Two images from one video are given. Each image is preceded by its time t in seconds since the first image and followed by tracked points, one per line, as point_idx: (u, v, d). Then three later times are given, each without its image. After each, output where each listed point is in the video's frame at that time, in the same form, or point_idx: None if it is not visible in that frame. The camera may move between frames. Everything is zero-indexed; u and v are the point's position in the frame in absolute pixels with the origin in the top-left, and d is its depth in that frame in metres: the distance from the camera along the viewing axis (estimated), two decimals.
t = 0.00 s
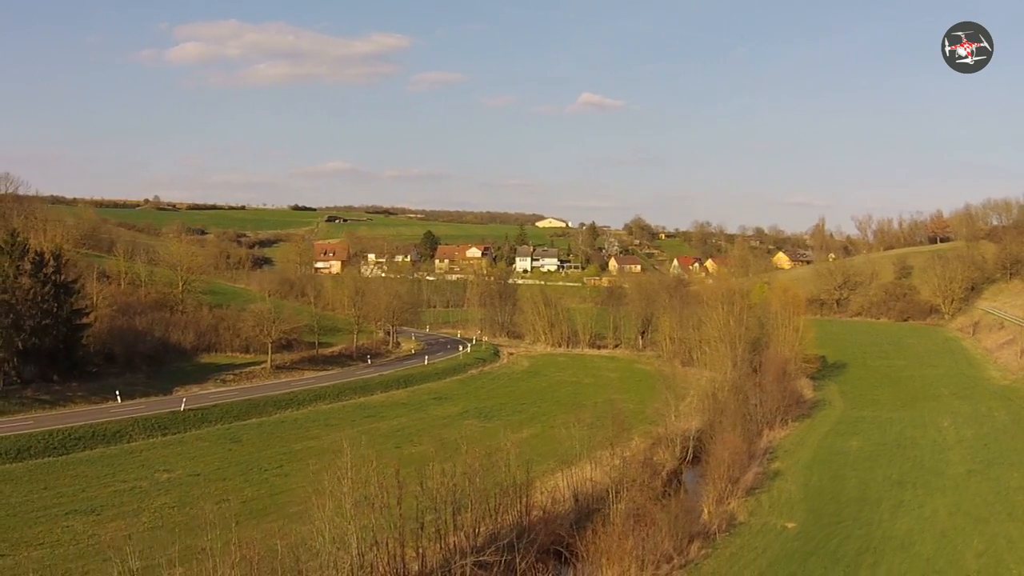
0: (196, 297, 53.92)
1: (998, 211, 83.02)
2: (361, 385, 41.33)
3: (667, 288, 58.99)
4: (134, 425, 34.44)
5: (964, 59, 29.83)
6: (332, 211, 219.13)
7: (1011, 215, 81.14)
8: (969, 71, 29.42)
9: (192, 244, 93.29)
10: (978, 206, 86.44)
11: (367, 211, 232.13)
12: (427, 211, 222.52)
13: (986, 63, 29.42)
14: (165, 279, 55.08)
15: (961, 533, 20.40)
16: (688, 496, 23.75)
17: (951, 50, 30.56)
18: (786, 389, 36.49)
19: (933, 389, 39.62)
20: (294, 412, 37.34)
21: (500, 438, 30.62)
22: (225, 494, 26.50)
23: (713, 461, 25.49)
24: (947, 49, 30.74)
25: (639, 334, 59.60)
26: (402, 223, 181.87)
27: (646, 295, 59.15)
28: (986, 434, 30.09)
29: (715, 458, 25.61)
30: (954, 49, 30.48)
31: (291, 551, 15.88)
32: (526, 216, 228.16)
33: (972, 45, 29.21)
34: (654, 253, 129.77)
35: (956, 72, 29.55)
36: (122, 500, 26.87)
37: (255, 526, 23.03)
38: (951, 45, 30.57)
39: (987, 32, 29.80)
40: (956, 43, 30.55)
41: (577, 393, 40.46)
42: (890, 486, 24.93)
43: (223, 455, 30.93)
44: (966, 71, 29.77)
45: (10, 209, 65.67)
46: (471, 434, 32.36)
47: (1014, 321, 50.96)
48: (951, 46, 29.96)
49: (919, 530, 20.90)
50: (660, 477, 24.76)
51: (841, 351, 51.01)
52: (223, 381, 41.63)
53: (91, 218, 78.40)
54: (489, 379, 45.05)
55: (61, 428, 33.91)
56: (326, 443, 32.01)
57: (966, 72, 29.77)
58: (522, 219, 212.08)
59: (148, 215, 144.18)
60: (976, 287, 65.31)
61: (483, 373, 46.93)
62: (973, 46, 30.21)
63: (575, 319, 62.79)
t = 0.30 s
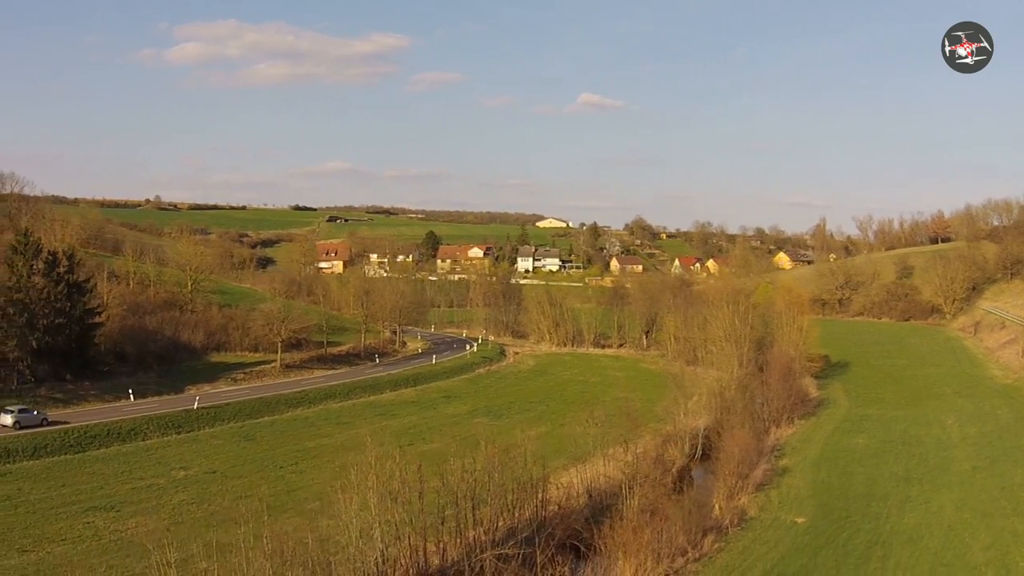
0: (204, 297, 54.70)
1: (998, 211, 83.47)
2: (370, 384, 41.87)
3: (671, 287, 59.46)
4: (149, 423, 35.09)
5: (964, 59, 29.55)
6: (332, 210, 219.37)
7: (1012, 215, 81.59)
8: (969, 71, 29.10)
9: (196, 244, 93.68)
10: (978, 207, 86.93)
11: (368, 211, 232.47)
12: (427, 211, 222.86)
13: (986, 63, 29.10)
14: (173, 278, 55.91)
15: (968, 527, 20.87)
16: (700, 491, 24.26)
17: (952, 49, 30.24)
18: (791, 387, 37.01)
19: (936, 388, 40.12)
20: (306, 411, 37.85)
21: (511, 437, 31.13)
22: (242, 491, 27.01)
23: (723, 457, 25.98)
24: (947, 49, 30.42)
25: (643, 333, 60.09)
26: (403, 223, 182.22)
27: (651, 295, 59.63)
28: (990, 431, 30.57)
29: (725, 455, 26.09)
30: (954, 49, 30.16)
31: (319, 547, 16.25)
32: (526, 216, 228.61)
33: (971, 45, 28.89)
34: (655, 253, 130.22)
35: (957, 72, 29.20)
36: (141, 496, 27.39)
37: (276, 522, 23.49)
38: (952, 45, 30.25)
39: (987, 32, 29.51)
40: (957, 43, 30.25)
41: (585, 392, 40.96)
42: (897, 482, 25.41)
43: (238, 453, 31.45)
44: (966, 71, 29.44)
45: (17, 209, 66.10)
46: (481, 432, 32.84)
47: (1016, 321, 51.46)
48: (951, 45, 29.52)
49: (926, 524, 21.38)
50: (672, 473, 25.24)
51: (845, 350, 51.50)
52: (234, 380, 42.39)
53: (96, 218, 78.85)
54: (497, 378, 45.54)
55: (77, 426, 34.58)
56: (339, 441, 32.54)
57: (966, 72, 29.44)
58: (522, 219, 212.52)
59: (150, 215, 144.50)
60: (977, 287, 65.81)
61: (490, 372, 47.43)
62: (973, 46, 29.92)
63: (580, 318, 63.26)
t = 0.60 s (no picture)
0: (213, 297, 55.38)
1: (999, 211, 84.06)
2: (380, 383, 42.42)
3: (675, 287, 59.99)
4: (163, 422, 35.52)
5: (964, 59, 30.15)
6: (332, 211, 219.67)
7: (1013, 215, 82.21)
8: (969, 71, 29.71)
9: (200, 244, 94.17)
10: (979, 207, 87.59)
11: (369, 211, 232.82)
12: (428, 212, 223.29)
13: (985, 63, 29.67)
14: (183, 279, 56.68)
15: (976, 521, 21.36)
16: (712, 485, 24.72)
17: (952, 50, 30.84)
18: (797, 386, 37.55)
19: (940, 387, 40.65)
20: (317, 409, 38.40)
21: (524, 433, 31.57)
22: (261, 487, 27.46)
23: (734, 453, 26.47)
24: (947, 49, 31.02)
25: (647, 333, 60.62)
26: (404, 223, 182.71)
27: (656, 295, 60.15)
28: (995, 429, 31.10)
29: (735, 451, 26.59)
30: (954, 49, 30.78)
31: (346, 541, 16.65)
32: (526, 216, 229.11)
33: (971, 45, 29.50)
34: (656, 254, 130.75)
35: (957, 72, 29.84)
36: (161, 494, 27.84)
37: (297, 518, 23.96)
38: (952, 46, 30.84)
39: (986, 33, 30.11)
40: (957, 43, 30.84)
41: (593, 390, 41.46)
42: (906, 478, 25.89)
43: (253, 451, 31.90)
44: (966, 71, 30.06)
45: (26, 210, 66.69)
46: (493, 430, 33.31)
47: (1017, 321, 52.06)
48: (951, 46, 30.14)
49: (935, 519, 21.86)
50: (684, 469, 25.71)
51: (849, 350, 52.04)
52: (245, 379, 43.00)
53: (102, 218, 79.29)
54: (505, 377, 46.02)
55: (92, 424, 35.07)
56: (353, 438, 32.99)
57: (966, 72, 30.06)
58: (523, 219, 212.92)
59: (152, 215, 144.99)
60: (979, 287, 66.40)
61: (498, 371, 47.90)
62: (973, 46, 30.51)
63: (585, 318, 63.77)
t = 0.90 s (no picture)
0: (222, 296, 56.00)
1: (1000, 212, 84.58)
2: (390, 382, 42.87)
3: (680, 287, 60.48)
4: (179, 420, 36.04)
5: (964, 59, 29.34)
6: (333, 211, 219.93)
7: (1014, 215, 82.76)
8: (969, 71, 28.85)
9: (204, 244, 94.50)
10: (980, 208, 88.03)
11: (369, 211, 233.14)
12: (428, 212, 223.84)
13: (986, 63, 28.91)
14: (192, 279, 57.35)
15: (984, 516, 21.87)
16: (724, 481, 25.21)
17: (952, 50, 30.01)
18: (803, 385, 38.10)
19: (944, 385, 41.18)
20: (329, 408, 38.94)
21: (536, 431, 32.04)
22: (280, 485, 27.89)
23: (745, 450, 26.96)
24: (947, 49, 30.17)
25: (652, 333, 61.05)
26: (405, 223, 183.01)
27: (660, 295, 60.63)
28: (999, 426, 31.63)
29: (746, 448, 27.07)
30: (954, 49, 29.96)
31: (374, 534, 17.01)
32: (526, 216, 229.53)
33: (971, 45, 28.73)
34: (658, 253, 131.21)
35: (957, 72, 28.96)
36: (181, 491, 28.29)
37: (317, 514, 24.35)
38: (952, 45, 30.01)
39: (987, 32, 29.29)
40: (957, 43, 30.02)
41: (601, 389, 41.96)
42: (913, 474, 26.40)
43: (269, 449, 32.35)
44: (966, 72, 29.19)
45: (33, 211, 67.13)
46: (504, 428, 33.78)
47: (1019, 321, 52.62)
48: (951, 45, 29.33)
49: (944, 513, 22.37)
50: (697, 466, 26.17)
51: (852, 349, 52.59)
52: (257, 378, 43.56)
53: (106, 218, 79.59)
54: (513, 375, 46.51)
55: (108, 423, 35.58)
56: (367, 437, 33.49)
57: (966, 72, 29.18)
58: (523, 219, 213.27)
59: (153, 215, 145.18)
60: (980, 287, 66.97)
61: (506, 370, 48.39)
62: (973, 46, 29.70)
63: (589, 317, 64.26)
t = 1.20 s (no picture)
0: (232, 297, 56.59)
1: (1001, 213, 85.01)
2: (401, 382, 43.44)
3: (684, 288, 60.98)
4: (195, 420, 36.56)
5: (964, 59, 28.30)
6: (333, 211, 220.43)
7: (1015, 217, 83.26)
8: (969, 72, 27.81)
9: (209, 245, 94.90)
10: (981, 209, 88.64)
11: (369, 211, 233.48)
12: (428, 212, 224.32)
13: (986, 63, 27.88)
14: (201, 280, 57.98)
15: (993, 512, 22.37)
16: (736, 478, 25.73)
17: (951, 50, 28.94)
18: (810, 385, 38.66)
19: (949, 385, 41.71)
20: (342, 408, 39.45)
21: (548, 430, 32.52)
22: (299, 483, 28.34)
23: (755, 449, 27.48)
24: (946, 49, 29.11)
25: (657, 333, 61.60)
26: (406, 223, 183.43)
27: (666, 296, 61.13)
28: (1004, 426, 32.17)
29: (757, 447, 27.58)
30: (954, 49, 28.90)
31: (403, 531, 17.41)
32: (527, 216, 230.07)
33: (971, 44, 27.73)
34: (659, 254, 131.74)
35: (958, 72, 27.89)
36: (201, 490, 28.75)
37: (338, 514, 24.80)
38: (951, 45, 28.93)
39: (987, 32, 28.27)
40: (956, 43, 28.97)
41: (609, 389, 42.48)
42: (922, 472, 26.91)
43: (285, 449, 32.83)
44: (966, 72, 28.10)
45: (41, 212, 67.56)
46: (516, 427, 34.27)
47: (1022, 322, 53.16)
48: (951, 45, 28.27)
49: (954, 510, 22.87)
50: (709, 464, 26.68)
51: (856, 350, 53.13)
52: (268, 378, 44.13)
53: (112, 219, 79.99)
54: (522, 375, 47.01)
55: (125, 423, 36.06)
56: (381, 436, 33.97)
57: (966, 72, 28.10)
58: (523, 220, 213.64)
59: (155, 215, 145.52)
60: (982, 288, 67.53)
61: (515, 370, 48.90)
62: (973, 46, 28.68)
63: (595, 318, 64.77)
